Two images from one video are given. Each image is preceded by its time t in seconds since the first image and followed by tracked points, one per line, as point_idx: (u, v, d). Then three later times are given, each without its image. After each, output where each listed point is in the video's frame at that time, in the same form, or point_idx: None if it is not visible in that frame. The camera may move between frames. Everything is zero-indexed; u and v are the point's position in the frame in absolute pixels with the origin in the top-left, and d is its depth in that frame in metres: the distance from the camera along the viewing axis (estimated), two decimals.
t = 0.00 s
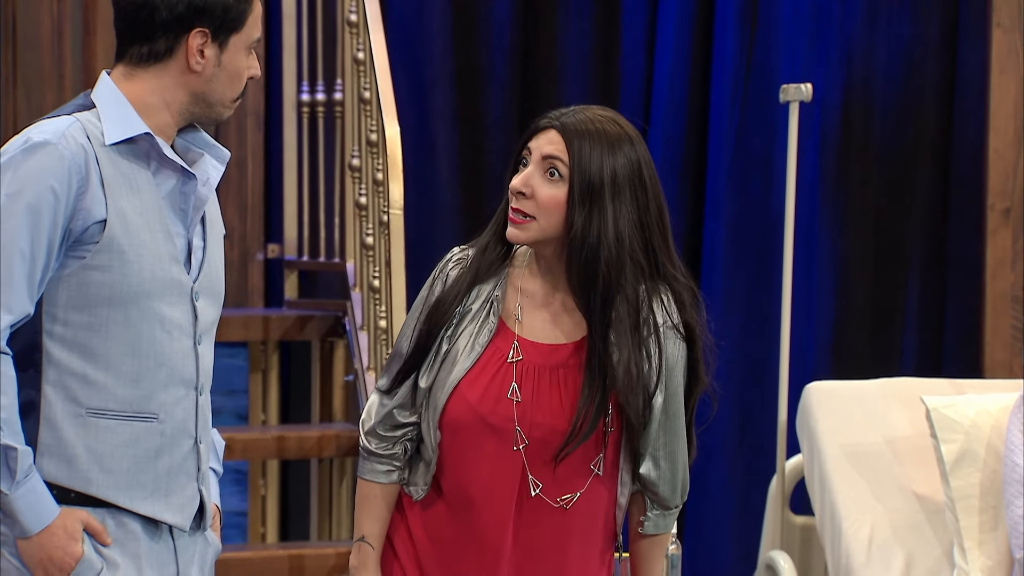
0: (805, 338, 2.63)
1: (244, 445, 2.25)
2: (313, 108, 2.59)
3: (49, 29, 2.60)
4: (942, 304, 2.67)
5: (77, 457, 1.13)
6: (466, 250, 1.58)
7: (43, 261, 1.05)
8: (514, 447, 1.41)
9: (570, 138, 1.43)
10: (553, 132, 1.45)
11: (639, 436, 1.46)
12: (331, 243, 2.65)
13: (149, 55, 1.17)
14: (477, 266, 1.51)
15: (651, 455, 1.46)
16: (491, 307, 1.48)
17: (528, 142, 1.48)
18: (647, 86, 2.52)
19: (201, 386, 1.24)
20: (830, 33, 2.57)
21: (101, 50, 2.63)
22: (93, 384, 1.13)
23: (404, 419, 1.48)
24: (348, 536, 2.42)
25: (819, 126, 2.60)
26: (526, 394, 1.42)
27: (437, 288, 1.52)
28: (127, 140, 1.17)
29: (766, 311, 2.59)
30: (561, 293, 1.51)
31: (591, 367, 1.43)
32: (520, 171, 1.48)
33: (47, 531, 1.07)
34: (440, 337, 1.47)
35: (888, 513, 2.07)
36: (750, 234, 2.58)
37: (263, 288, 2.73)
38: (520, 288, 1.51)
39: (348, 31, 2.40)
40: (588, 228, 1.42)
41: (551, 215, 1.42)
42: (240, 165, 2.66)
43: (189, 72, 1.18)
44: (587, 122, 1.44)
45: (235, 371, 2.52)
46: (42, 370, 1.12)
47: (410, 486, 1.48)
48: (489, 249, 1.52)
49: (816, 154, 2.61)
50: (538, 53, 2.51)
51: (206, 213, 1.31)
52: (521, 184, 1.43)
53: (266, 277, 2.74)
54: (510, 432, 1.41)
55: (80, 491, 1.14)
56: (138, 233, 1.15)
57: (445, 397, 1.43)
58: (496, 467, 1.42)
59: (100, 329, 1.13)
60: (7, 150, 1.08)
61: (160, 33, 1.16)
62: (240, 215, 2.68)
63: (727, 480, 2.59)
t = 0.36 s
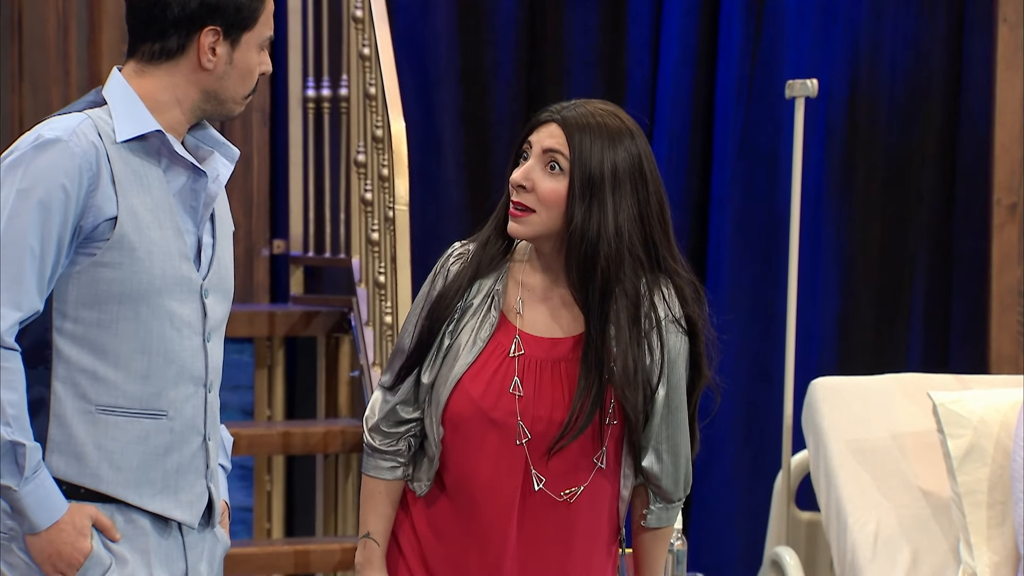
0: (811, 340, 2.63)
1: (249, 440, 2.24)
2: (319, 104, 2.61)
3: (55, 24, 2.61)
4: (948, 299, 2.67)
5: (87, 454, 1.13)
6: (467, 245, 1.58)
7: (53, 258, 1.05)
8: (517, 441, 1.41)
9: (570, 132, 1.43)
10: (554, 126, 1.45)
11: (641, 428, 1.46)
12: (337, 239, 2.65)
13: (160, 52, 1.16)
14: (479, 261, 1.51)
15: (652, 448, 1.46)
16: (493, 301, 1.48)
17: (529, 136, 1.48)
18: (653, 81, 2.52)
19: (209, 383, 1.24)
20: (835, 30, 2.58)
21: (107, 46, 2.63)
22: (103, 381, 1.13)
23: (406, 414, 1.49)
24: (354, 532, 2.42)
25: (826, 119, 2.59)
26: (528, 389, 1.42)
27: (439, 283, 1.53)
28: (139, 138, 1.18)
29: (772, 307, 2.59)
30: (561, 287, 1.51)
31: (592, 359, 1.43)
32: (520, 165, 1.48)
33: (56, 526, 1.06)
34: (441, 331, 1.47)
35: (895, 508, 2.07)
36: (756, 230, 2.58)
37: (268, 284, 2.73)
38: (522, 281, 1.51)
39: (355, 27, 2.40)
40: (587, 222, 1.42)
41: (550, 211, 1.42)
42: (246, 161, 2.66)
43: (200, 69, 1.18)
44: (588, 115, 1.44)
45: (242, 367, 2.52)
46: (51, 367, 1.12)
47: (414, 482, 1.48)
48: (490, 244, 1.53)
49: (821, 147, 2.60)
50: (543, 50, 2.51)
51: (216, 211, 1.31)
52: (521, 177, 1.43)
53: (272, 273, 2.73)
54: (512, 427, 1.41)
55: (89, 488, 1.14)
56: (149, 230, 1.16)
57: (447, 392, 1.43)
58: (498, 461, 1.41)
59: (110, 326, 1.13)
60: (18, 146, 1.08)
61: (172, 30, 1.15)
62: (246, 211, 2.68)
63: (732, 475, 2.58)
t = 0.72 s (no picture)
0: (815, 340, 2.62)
1: (254, 437, 2.25)
2: (323, 100, 2.59)
3: (61, 22, 2.61)
4: (952, 295, 2.67)
5: (92, 449, 1.13)
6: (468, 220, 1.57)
7: (62, 251, 1.05)
8: (519, 412, 1.42)
9: (582, 119, 1.42)
10: (567, 112, 1.44)
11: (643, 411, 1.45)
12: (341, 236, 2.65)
13: (180, 56, 1.17)
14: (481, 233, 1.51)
15: (657, 422, 1.46)
16: (494, 272, 1.48)
17: (539, 119, 1.48)
18: (658, 79, 2.53)
19: (214, 382, 1.24)
20: (839, 26, 2.58)
21: (112, 43, 2.64)
22: (110, 376, 1.14)
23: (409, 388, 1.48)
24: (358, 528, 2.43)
25: (830, 117, 2.60)
26: (529, 359, 1.42)
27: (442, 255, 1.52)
28: (153, 136, 1.18)
29: (776, 303, 2.60)
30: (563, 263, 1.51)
31: (592, 336, 1.42)
32: (528, 148, 1.48)
33: (62, 514, 1.07)
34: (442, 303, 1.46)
35: (901, 505, 2.07)
36: (761, 226, 2.59)
37: (273, 281, 2.73)
38: (523, 257, 1.51)
39: (359, 25, 2.40)
40: (592, 211, 1.42)
41: (556, 194, 1.42)
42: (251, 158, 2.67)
43: (218, 76, 1.18)
44: (597, 102, 1.44)
45: (247, 364, 2.51)
46: (59, 360, 1.12)
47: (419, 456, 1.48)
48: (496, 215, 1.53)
49: (826, 145, 2.60)
50: (548, 47, 2.51)
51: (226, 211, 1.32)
52: (528, 161, 1.43)
53: (277, 270, 2.75)
54: (515, 397, 1.42)
55: (94, 482, 1.14)
56: (160, 226, 1.16)
57: (449, 363, 1.43)
58: (501, 433, 1.42)
59: (119, 320, 1.13)
60: (32, 139, 1.08)
61: (193, 35, 1.15)
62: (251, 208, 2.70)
63: (737, 472, 2.58)
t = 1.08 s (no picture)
0: (817, 335, 2.63)
1: (255, 436, 2.25)
2: (325, 99, 2.60)
3: (62, 21, 2.61)
4: (953, 293, 2.67)
5: (110, 444, 1.13)
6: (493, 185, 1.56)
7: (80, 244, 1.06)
8: (533, 376, 1.41)
9: (599, 100, 1.41)
10: (583, 94, 1.43)
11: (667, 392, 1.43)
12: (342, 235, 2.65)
13: (170, 50, 1.16)
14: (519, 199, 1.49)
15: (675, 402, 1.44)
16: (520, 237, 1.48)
17: (554, 103, 1.47)
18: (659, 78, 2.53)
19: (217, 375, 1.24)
20: (840, 25, 2.58)
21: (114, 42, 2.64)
22: (124, 369, 1.14)
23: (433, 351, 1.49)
24: (359, 527, 2.43)
25: (830, 117, 2.60)
26: (545, 325, 1.43)
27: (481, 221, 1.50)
28: (155, 130, 1.18)
29: (777, 302, 2.59)
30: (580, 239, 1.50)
31: (619, 304, 1.43)
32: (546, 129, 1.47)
33: (87, 509, 1.06)
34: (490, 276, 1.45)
35: (902, 504, 2.07)
36: (762, 224, 2.59)
37: (274, 281, 2.73)
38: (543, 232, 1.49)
39: (361, 23, 2.40)
40: (615, 194, 1.41)
41: (576, 174, 1.42)
42: (253, 156, 2.67)
43: (208, 70, 1.18)
44: (620, 81, 1.43)
45: (247, 363, 2.53)
46: (74, 355, 1.11)
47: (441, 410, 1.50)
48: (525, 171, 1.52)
49: (827, 146, 2.61)
50: (549, 46, 2.51)
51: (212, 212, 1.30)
52: (547, 145, 1.43)
53: (278, 269, 2.75)
54: (529, 360, 1.41)
55: (109, 475, 1.14)
56: (170, 218, 1.16)
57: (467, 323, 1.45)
58: (515, 396, 1.41)
59: (133, 314, 1.14)
60: (44, 132, 1.08)
61: (184, 30, 1.15)
62: (252, 208, 2.69)
63: (737, 470, 2.59)
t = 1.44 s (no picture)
0: (818, 343, 2.62)
1: (257, 440, 2.24)
2: (326, 102, 2.60)
3: (63, 23, 2.61)
4: (955, 294, 2.67)
5: (114, 450, 1.15)
6: (493, 193, 1.59)
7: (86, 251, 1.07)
8: (550, 368, 1.42)
9: (628, 84, 1.48)
10: (610, 76, 1.49)
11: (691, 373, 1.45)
12: (344, 237, 2.64)
13: (133, 49, 1.19)
14: (522, 203, 1.53)
15: (696, 386, 1.45)
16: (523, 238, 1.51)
17: (579, 82, 1.52)
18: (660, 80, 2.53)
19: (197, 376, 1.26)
20: (841, 26, 2.58)
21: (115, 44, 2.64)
22: (122, 374, 1.15)
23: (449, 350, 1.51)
24: (360, 531, 2.42)
25: (832, 119, 2.60)
26: (556, 318, 1.44)
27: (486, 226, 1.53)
28: (137, 133, 1.19)
29: (778, 305, 2.59)
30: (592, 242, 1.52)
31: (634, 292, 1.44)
32: (565, 111, 1.52)
33: (101, 521, 1.07)
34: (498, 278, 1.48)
35: (904, 507, 2.07)
36: (763, 226, 2.59)
37: (275, 284, 2.73)
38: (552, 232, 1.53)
39: (362, 26, 2.40)
40: (640, 176, 1.46)
41: (598, 151, 1.46)
42: (254, 159, 2.67)
43: (171, 63, 1.20)
44: (644, 73, 1.49)
45: (249, 366, 2.55)
46: (74, 362, 1.12)
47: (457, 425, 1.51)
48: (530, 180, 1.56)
49: (828, 148, 2.60)
50: (551, 48, 2.51)
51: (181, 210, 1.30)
52: (574, 119, 1.47)
53: (280, 272, 2.74)
54: (544, 354, 1.43)
55: (113, 481, 1.15)
56: (161, 220, 1.18)
57: (478, 324, 1.46)
58: (529, 391, 1.43)
59: (130, 318, 1.15)
60: (40, 139, 1.08)
61: (145, 28, 1.17)
62: (254, 211, 2.70)
63: (739, 473, 2.59)
